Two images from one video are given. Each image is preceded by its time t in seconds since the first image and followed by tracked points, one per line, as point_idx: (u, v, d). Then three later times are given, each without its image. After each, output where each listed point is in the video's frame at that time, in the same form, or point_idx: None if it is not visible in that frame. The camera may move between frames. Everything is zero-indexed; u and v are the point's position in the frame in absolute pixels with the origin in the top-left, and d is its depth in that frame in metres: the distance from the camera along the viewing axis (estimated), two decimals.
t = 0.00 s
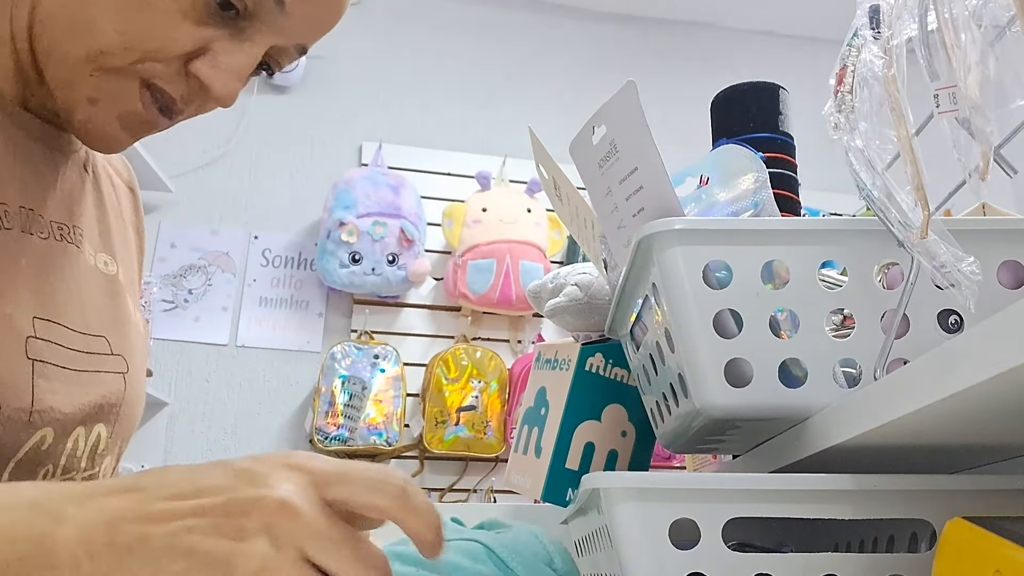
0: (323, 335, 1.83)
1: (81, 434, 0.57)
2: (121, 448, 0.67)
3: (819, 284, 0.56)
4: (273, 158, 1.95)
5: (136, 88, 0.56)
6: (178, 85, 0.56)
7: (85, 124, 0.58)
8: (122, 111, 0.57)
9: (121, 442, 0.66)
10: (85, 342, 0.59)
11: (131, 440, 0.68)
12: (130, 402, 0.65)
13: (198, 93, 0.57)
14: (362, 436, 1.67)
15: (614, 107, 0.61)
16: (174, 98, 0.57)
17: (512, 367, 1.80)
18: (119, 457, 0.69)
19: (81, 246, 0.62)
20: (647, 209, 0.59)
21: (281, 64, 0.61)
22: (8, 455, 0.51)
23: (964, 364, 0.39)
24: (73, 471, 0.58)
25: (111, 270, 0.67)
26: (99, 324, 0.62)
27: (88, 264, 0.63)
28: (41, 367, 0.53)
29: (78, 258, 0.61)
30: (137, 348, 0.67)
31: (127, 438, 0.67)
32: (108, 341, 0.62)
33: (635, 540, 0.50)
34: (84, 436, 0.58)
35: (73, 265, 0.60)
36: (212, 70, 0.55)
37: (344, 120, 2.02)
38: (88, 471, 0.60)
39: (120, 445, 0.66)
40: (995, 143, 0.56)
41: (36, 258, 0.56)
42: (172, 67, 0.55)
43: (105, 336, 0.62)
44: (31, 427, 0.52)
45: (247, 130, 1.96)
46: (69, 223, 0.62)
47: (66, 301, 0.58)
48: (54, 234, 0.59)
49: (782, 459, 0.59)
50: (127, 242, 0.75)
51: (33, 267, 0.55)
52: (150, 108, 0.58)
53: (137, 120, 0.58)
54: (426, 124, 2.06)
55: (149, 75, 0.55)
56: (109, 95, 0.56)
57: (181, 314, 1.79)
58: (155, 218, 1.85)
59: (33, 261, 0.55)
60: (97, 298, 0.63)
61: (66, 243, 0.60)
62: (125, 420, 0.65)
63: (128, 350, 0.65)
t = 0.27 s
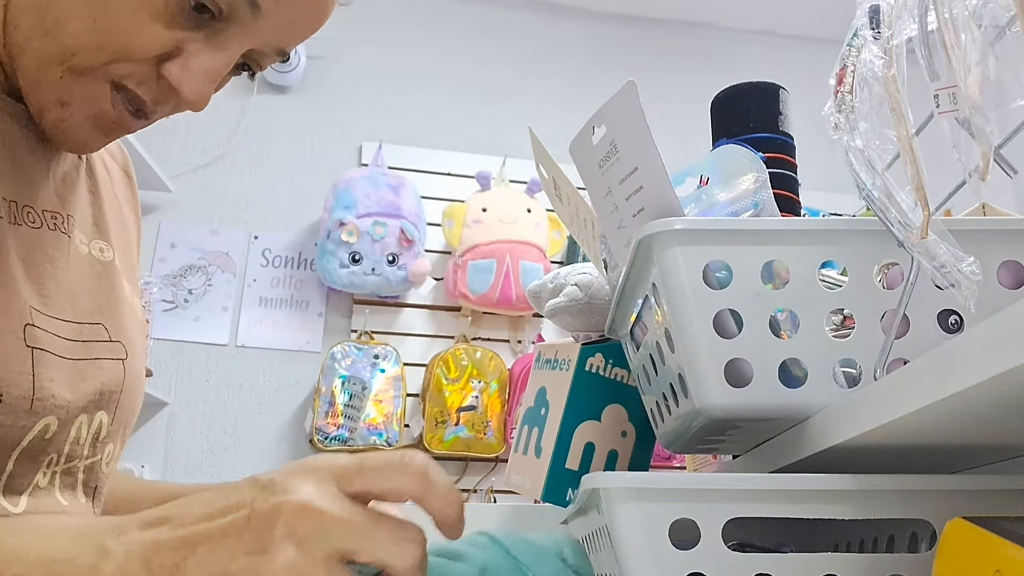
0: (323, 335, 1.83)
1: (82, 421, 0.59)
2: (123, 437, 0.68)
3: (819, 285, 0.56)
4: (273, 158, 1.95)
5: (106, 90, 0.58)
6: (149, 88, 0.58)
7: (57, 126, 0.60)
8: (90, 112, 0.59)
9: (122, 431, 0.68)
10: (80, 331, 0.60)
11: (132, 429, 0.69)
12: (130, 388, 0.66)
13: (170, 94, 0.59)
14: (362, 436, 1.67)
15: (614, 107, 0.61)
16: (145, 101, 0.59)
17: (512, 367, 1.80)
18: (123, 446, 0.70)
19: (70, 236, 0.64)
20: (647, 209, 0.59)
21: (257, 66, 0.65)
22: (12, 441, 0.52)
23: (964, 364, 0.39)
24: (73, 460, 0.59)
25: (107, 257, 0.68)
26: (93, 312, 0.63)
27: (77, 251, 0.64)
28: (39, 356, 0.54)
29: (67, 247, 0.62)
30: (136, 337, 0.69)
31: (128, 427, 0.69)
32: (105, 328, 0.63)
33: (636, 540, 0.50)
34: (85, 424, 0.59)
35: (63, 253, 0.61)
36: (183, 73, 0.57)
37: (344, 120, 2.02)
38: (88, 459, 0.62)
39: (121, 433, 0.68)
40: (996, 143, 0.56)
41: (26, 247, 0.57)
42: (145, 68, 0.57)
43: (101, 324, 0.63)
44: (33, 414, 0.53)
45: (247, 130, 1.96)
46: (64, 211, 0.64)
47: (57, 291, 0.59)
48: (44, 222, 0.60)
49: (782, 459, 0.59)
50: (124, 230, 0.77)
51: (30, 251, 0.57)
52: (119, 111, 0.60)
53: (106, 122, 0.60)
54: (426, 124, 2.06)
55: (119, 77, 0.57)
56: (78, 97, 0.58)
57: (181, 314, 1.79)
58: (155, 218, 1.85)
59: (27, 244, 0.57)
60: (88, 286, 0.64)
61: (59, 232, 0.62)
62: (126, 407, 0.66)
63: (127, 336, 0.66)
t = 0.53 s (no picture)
0: (323, 335, 1.83)
1: (83, 416, 0.59)
2: (123, 432, 0.68)
3: (819, 284, 0.56)
4: (273, 158, 1.95)
5: (88, 93, 0.57)
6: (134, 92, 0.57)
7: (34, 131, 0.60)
8: (71, 117, 0.59)
9: (122, 426, 0.68)
10: (80, 324, 0.61)
11: (132, 425, 0.69)
12: (130, 383, 0.66)
13: (155, 101, 0.58)
14: (362, 436, 1.67)
15: (614, 107, 0.61)
16: (128, 105, 0.58)
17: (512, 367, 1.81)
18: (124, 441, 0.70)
19: (65, 232, 0.64)
20: (647, 209, 0.59)
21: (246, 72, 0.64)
22: (12, 436, 0.52)
23: (964, 364, 0.39)
24: (73, 455, 0.59)
25: (104, 252, 0.69)
26: (91, 306, 0.63)
27: (74, 248, 0.64)
28: (39, 348, 0.54)
29: (64, 243, 0.63)
30: (135, 332, 0.69)
31: (128, 422, 0.69)
32: (104, 324, 0.64)
33: (636, 540, 0.50)
34: (86, 418, 0.59)
35: (59, 249, 0.62)
36: (168, 81, 0.56)
37: (344, 120, 2.02)
38: (89, 454, 0.62)
39: (122, 429, 0.68)
40: (996, 143, 0.56)
41: (21, 241, 0.57)
42: (128, 74, 0.55)
43: (100, 320, 0.63)
44: (32, 408, 0.53)
45: (247, 130, 1.96)
46: (59, 206, 0.64)
47: (54, 285, 0.59)
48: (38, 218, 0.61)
49: (782, 460, 0.59)
50: (121, 225, 0.77)
51: (26, 247, 0.57)
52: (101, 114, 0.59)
53: (86, 125, 0.59)
54: (426, 124, 2.06)
55: (103, 82, 0.56)
56: (60, 100, 0.57)
57: (181, 314, 1.79)
58: (155, 218, 1.85)
59: (23, 240, 0.57)
60: (86, 282, 0.64)
61: (55, 227, 0.62)
62: (126, 402, 0.66)
63: (126, 331, 0.67)
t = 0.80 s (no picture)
0: (323, 335, 1.83)
1: (86, 407, 0.60)
2: (128, 425, 0.69)
3: (818, 284, 0.56)
4: (273, 158, 1.95)
5: (92, 88, 0.57)
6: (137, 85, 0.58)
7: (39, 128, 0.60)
8: (73, 113, 0.59)
9: (125, 420, 0.69)
10: (84, 317, 0.61)
11: (134, 419, 0.70)
12: (133, 376, 0.67)
13: (158, 94, 0.59)
14: (362, 436, 1.67)
15: (614, 107, 0.61)
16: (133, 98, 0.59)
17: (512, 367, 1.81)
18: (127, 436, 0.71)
19: (66, 226, 0.64)
20: (647, 209, 0.59)
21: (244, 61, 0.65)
22: (17, 422, 0.52)
23: (963, 364, 0.39)
24: (77, 447, 0.60)
25: (103, 248, 0.69)
26: (94, 301, 0.64)
27: (74, 242, 0.64)
28: (45, 338, 0.54)
29: (65, 238, 0.63)
30: (137, 327, 0.70)
31: (132, 416, 0.70)
32: (107, 317, 0.64)
33: (637, 539, 0.50)
34: (89, 410, 0.60)
35: (59, 243, 0.62)
36: (172, 74, 0.57)
37: (344, 120, 2.02)
38: (92, 447, 0.62)
39: (125, 422, 0.69)
40: (996, 144, 0.56)
41: (25, 233, 0.57)
42: (131, 68, 0.57)
43: (103, 313, 0.64)
44: (36, 395, 0.53)
45: (247, 130, 1.96)
46: (60, 200, 0.64)
47: (57, 278, 0.60)
48: (40, 211, 0.60)
49: (781, 460, 0.59)
50: (117, 220, 0.77)
51: (31, 241, 0.58)
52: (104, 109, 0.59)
53: (87, 121, 0.60)
54: (426, 124, 2.06)
55: (109, 76, 0.57)
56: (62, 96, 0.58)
57: (181, 314, 1.79)
58: (154, 218, 1.85)
59: (27, 233, 0.58)
60: (88, 277, 0.65)
61: (56, 221, 0.62)
62: (130, 395, 0.67)
63: (127, 324, 0.68)
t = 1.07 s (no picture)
0: (323, 335, 1.83)
1: (88, 403, 0.60)
2: (131, 424, 0.69)
3: (819, 284, 0.56)
4: (273, 158, 1.95)
5: (106, 80, 0.59)
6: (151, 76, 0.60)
7: (56, 123, 0.62)
8: (88, 104, 0.61)
9: (127, 418, 0.69)
10: (83, 314, 0.62)
11: (138, 417, 0.70)
12: (134, 373, 0.67)
13: (172, 84, 0.61)
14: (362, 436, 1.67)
15: (614, 107, 0.61)
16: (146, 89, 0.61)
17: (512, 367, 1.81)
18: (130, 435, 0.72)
19: (66, 224, 0.65)
20: (647, 209, 0.59)
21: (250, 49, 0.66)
22: (18, 416, 0.54)
23: (963, 364, 0.39)
24: (81, 443, 0.61)
25: (103, 245, 0.69)
26: (92, 298, 0.64)
27: (75, 240, 0.65)
28: (41, 331, 0.55)
29: (65, 233, 0.64)
30: (138, 326, 0.69)
31: (134, 415, 0.69)
32: (107, 314, 0.65)
33: (636, 539, 0.50)
34: (92, 406, 0.61)
35: (57, 239, 0.62)
36: (186, 64, 0.59)
37: (344, 120, 2.02)
38: (95, 444, 0.63)
39: (127, 421, 0.69)
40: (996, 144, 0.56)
41: (21, 229, 0.58)
42: (146, 61, 0.58)
43: (103, 310, 0.65)
44: (35, 388, 0.54)
45: (247, 130, 1.96)
46: (57, 198, 0.65)
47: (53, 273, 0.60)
48: (38, 207, 0.61)
49: (781, 460, 0.59)
50: (117, 218, 0.77)
51: (28, 238, 0.59)
52: (119, 100, 0.61)
53: (103, 112, 0.62)
54: (426, 124, 2.06)
55: (122, 67, 0.58)
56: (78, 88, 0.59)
57: (181, 314, 1.79)
58: (154, 218, 1.85)
59: (23, 230, 0.59)
60: (87, 274, 0.65)
61: (54, 218, 0.63)
62: (131, 393, 0.67)
63: (127, 322, 0.67)
